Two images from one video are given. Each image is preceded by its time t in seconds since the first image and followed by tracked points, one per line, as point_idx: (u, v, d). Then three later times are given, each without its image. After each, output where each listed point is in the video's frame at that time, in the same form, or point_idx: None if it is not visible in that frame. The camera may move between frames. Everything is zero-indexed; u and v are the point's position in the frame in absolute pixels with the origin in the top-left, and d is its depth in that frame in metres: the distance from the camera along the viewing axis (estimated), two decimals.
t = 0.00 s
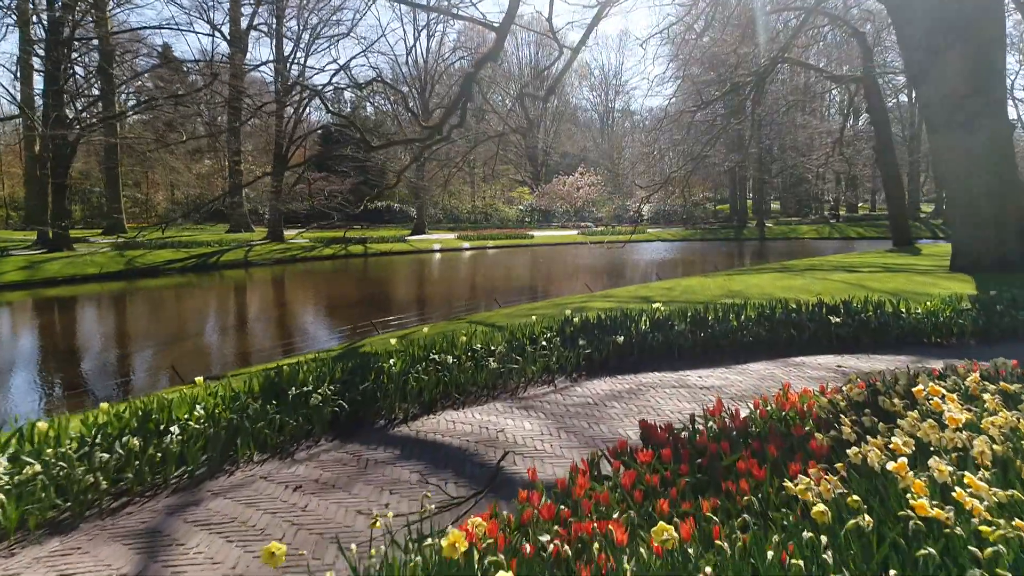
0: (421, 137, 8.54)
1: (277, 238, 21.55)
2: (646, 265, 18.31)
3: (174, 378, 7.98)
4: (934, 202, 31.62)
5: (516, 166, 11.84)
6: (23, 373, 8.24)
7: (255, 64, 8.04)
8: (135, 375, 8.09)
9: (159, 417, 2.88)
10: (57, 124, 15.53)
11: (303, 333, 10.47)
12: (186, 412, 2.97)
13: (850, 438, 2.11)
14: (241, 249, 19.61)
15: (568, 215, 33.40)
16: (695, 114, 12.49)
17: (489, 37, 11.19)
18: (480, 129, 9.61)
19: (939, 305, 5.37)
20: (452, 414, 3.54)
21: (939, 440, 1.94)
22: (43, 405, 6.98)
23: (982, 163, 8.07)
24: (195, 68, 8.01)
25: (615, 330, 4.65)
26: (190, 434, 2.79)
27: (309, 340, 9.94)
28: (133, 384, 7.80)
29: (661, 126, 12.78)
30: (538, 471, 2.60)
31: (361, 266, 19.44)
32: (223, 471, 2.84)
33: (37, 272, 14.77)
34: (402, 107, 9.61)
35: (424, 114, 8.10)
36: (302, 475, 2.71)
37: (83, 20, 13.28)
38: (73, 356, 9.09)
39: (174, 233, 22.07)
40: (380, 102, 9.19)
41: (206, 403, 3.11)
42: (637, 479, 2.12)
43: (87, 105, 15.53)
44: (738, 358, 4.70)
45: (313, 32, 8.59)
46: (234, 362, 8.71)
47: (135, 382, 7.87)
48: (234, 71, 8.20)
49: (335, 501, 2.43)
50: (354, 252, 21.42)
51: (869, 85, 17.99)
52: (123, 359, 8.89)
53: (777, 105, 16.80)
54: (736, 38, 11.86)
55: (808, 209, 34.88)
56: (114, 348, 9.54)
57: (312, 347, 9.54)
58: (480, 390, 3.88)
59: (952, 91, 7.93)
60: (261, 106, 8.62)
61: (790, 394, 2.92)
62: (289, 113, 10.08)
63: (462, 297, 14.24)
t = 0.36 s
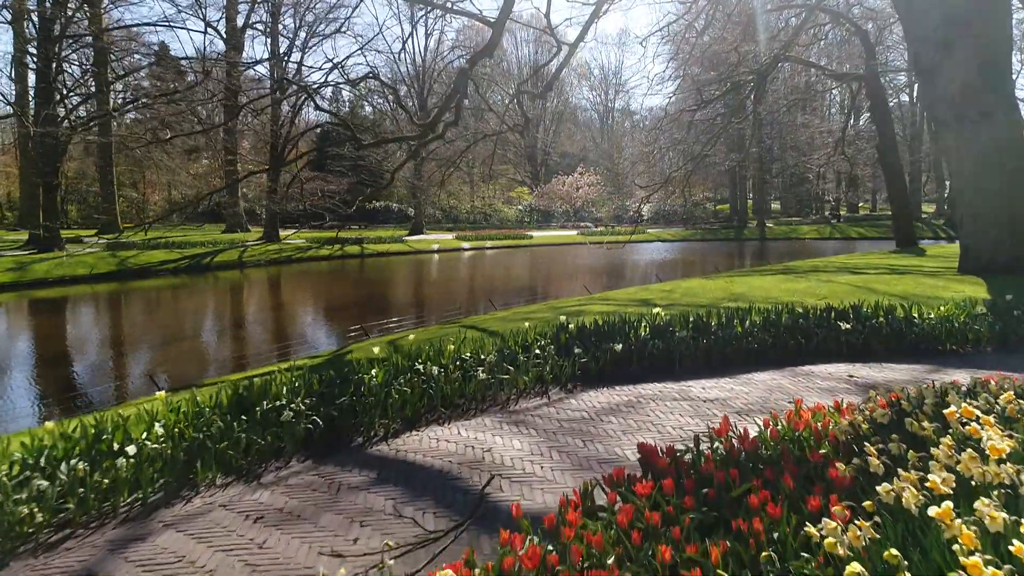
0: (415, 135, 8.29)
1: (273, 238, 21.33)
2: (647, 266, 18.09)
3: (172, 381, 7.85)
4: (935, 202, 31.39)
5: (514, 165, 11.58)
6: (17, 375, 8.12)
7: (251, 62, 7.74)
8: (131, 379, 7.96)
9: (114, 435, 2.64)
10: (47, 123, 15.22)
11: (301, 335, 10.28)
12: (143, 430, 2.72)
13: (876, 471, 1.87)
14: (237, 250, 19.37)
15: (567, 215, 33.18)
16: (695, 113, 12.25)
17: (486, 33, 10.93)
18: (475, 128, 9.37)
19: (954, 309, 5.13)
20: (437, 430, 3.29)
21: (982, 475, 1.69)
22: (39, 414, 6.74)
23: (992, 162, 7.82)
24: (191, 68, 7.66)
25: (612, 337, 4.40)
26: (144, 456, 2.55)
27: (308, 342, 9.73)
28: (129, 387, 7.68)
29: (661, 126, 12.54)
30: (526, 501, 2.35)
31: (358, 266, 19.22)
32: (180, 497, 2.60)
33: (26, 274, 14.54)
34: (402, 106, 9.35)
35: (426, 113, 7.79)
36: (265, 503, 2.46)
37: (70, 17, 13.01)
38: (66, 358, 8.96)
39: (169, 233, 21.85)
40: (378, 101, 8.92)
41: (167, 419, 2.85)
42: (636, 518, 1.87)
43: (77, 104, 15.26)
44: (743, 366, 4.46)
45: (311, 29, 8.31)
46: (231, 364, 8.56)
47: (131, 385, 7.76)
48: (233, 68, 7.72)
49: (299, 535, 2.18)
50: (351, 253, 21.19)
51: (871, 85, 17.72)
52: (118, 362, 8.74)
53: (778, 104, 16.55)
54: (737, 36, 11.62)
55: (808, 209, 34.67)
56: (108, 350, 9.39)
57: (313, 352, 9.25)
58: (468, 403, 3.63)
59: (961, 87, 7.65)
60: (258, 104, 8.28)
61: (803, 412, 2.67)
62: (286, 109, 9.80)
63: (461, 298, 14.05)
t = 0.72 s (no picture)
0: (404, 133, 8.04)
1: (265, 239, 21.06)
2: (643, 266, 17.88)
3: (164, 385, 7.64)
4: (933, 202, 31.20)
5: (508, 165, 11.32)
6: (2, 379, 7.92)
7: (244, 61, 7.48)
8: (122, 382, 7.75)
9: (51, 461, 2.37)
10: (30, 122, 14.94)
11: (295, 336, 10.04)
12: (86, 454, 2.46)
13: (909, 513, 1.62)
14: (228, 250, 19.10)
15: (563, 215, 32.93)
16: (691, 113, 12.00)
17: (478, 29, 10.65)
18: (465, 126, 9.11)
19: (965, 314, 4.88)
20: (414, 449, 3.02)
21: None
22: (28, 421, 6.49)
23: (997, 162, 7.59)
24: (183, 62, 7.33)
25: (607, 345, 4.14)
26: (82, 486, 2.29)
27: (301, 344, 9.51)
28: (120, 391, 7.48)
29: (657, 125, 12.29)
30: (505, 539, 2.09)
31: (350, 267, 18.95)
32: (122, 531, 2.34)
33: (10, 276, 14.27)
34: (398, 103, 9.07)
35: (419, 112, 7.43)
36: (216, 540, 2.20)
37: (53, 13, 12.73)
38: (53, 362, 8.74)
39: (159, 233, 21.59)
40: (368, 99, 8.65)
41: (115, 440, 2.59)
42: (632, 568, 1.60)
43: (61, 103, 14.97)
44: (744, 376, 4.21)
45: (305, 28, 8.05)
46: (223, 367, 8.35)
47: (121, 388, 7.56)
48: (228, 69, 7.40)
49: None
50: (344, 253, 20.92)
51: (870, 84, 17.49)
52: (108, 365, 8.52)
53: (775, 104, 16.32)
54: (734, 34, 11.36)
55: (805, 209, 34.47)
56: (97, 353, 9.17)
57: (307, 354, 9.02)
58: (450, 418, 3.37)
59: (967, 85, 7.40)
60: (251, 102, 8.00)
61: (816, 434, 2.42)
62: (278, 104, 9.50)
63: (456, 299, 13.82)
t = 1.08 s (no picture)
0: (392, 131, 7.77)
1: (256, 239, 20.76)
2: (640, 266, 17.65)
3: (155, 388, 7.41)
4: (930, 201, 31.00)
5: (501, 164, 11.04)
6: None
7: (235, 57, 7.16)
8: (112, 385, 7.54)
9: None
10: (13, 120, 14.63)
11: (287, 338, 9.79)
12: (15, 484, 2.19)
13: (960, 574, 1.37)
14: (219, 250, 18.82)
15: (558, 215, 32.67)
16: (687, 111, 11.74)
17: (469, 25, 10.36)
18: (455, 123, 8.83)
19: (979, 320, 4.63)
20: (387, 473, 2.76)
21: None
22: (18, 427, 6.23)
23: (1004, 161, 7.32)
24: (176, 57, 6.96)
25: (601, 353, 3.88)
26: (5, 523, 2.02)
27: (295, 346, 9.25)
28: (109, 394, 7.26)
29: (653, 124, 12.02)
30: None
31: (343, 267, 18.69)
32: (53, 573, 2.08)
33: None
34: (388, 100, 8.78)
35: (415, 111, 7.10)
36: None
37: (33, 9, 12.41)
38: (39, 364, 8.51)
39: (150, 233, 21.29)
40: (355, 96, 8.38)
41: (51, 467, 2.32)
42: None
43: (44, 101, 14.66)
44: (746, 386, 3.96)
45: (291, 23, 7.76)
46: (214, 369, 8.10)
47: (111, 391, 7.34)
48: (219, 65, 7.07)
49: None
50: (337, 254, 20.64)
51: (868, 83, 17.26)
52: (97, 367, 8.29)
53: (772, 103, 16.06)
54: (732, 31, 11.09)
55: (802, 209, 34.26)
56: (86, 355, 8.94)
57: (301, 356, 8.77)
58: (429, 436, 3.10)
59: (973, 82, 7.13)
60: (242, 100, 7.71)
61: (834, 461, 2.16)
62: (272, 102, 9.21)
63: (452, 300, 13.58)
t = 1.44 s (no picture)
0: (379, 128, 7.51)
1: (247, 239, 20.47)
2: (637, 267, 17.43)
3: (146, 390, 7.17)
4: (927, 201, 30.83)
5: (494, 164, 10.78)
6: None
7: (227, 53, 6.89)
8: (102, 386, 7.31)
9: None
10: None
11: (280, 340, 9.53)
12: None
13: None
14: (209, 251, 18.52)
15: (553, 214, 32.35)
16: (684, 111, 11.48)
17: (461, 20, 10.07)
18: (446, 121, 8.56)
19: (995, 325, 4.37)
20: (354, 503, 2.48)
21: None
22: (7, 431, 6.00)
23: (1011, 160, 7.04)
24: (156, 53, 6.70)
25: (594, 363, 3.61)
26: None
27: (289, 348, 9.00)
28: (102, 395, 7.07)
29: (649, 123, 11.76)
30: None
31: (337, 267, 18.43)
32: None
33: None
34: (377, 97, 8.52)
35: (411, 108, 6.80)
36: None
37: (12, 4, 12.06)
38: (27, 365, 8.29)
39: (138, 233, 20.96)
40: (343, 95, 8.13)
41: None
42: None
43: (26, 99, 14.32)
44: (749, 397, 3.70)
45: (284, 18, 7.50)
46: (207, 371, 7.85)
47: (103, 392, 7.14)
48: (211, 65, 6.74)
49: None
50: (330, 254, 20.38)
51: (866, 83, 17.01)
52: (89, 368, 8.10)
53: (769, 103, 15.81)
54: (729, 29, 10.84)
55: (798, 209, 34.08)
56: (77, 356, 8.71)
57: (295, 357, 8.51)
58: (403, 457, 2.83)
59: (978, 77, 6.87)
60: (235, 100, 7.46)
61: (856, 495, 1.90)
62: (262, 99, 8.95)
63: (447, 300, 13.35)
